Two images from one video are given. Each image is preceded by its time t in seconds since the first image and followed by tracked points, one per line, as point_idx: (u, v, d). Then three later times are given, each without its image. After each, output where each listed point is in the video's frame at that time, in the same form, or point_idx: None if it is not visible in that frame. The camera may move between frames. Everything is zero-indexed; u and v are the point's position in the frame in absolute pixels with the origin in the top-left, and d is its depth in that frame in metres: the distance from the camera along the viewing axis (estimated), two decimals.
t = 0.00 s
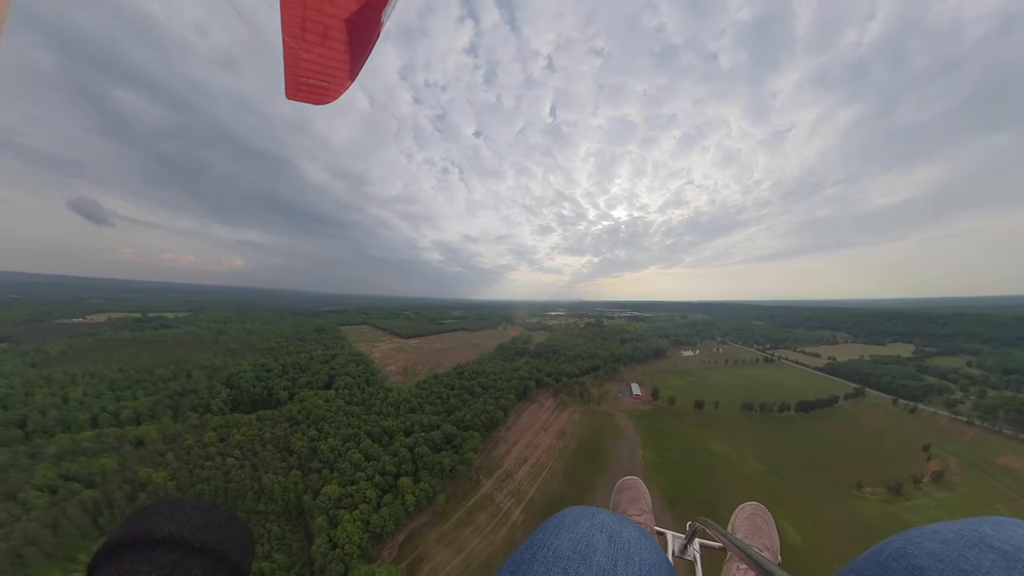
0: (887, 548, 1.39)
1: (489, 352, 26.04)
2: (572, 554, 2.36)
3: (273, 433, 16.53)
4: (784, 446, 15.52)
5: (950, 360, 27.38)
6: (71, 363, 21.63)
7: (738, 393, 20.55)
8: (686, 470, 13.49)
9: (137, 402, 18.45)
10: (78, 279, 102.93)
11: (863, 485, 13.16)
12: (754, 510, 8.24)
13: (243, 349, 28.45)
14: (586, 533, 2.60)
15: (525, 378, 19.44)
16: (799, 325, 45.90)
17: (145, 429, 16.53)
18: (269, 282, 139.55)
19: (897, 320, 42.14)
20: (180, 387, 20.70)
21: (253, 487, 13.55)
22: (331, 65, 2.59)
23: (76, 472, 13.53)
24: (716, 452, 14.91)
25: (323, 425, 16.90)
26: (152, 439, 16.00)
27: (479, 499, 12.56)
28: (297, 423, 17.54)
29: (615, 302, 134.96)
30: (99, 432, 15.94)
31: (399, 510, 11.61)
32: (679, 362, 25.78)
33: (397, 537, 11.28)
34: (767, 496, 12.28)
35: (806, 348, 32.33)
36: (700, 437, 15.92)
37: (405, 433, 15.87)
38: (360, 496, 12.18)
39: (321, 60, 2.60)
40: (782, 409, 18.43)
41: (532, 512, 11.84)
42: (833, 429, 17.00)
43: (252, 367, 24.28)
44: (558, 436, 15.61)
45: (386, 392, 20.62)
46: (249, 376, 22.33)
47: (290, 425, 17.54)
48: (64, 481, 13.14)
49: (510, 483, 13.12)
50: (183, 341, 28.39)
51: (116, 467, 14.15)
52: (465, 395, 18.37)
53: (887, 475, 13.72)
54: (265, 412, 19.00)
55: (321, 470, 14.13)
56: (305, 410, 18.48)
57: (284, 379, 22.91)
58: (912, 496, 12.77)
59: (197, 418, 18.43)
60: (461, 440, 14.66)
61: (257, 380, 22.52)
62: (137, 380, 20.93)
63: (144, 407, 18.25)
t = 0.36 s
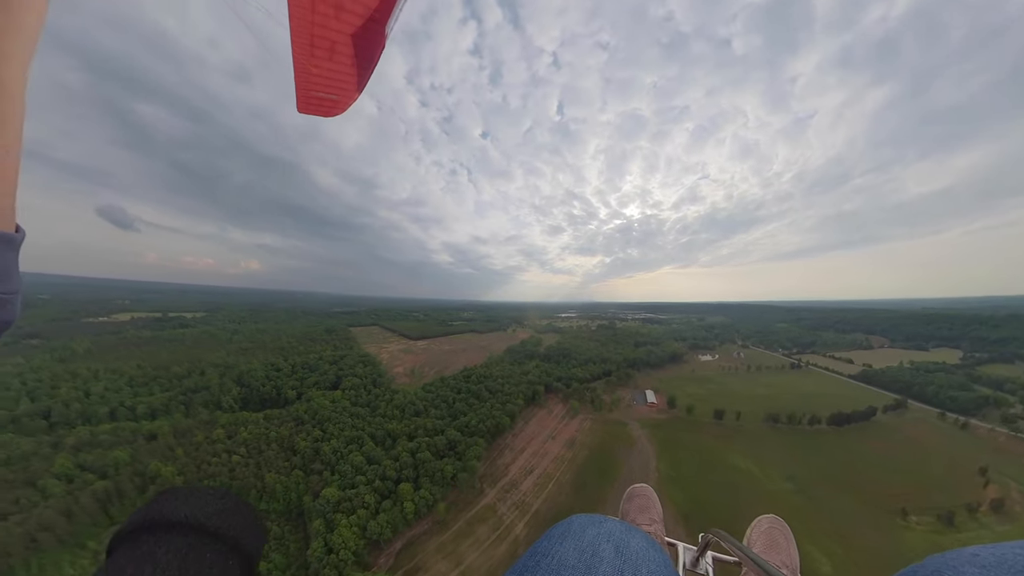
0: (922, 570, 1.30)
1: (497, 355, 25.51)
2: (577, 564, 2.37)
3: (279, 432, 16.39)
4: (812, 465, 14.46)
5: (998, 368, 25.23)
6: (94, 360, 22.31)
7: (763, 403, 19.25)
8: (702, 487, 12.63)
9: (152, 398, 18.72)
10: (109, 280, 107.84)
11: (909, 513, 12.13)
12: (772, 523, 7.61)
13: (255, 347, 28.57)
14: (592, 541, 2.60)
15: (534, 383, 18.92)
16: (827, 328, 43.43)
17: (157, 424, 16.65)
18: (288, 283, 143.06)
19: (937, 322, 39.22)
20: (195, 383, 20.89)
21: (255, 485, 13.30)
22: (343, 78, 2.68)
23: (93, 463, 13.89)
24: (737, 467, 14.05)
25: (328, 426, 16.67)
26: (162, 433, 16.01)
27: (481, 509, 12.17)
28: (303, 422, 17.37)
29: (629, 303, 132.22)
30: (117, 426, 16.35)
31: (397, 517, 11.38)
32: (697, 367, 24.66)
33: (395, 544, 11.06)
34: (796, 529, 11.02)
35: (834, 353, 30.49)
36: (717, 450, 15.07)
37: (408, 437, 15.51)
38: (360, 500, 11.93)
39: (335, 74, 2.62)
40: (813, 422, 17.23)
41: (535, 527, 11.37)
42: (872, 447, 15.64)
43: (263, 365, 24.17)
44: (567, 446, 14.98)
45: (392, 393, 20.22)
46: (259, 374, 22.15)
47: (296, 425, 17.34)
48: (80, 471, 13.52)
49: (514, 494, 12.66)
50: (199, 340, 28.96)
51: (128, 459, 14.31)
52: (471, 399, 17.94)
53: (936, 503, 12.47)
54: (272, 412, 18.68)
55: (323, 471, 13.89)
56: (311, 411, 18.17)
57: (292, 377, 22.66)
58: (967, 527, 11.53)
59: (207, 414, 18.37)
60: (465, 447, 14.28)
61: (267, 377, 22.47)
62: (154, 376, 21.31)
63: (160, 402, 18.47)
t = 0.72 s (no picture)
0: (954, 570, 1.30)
1: (506, 358, 24.99)
2: None
3: (286, 432, 16.30)
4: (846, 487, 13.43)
5: None
6: (116, 357, 22.93)
7: (791, 416, 18.04)
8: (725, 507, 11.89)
9: (167, 393, 18.95)
10: (138, 282, 112.56)
11: (965, 550, 10.69)
12: (794, 525, 7.19)
13: (266, 347, 28.75)
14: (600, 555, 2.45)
15: (543, 389, 18.38)
16: (858, 331, 40.91)
17: (170, 419, 16.80)
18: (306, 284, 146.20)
19: (983, 326, 36.25)
20: (208, 380, 21.05)
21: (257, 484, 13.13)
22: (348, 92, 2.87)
23: (108, 455, 14.13)
24: (760, 484, 13.17)
25: (333, 427, 16.50)
26: (173, 428, 16.07)
27: (482, 521, 11.76)
28: (309, 423, 17.24)
29: (645, 305, 129.37)
30: (133, 419, 16.69)
31: (395, 526, 11.05)
32: (716, 374, 23.48)
33: (392, 553, 10.78)
34: (822, 543, 10.75)
35: (867, 358, 28.57)
36: (739, 466, 14.19)
37: (411, 443, 15.23)
38: (359, 505, 11.65)
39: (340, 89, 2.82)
40: (848, 437, 16.02)
41: (539, 543, 10.82)
42: (914, 467, 14.37)
43: (274, 364, 24.15)
44: (576, 456, 14.39)
45: (398, 396, 19.90)
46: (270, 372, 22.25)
47: (301, 425, 17.23)
48: (96, 462, 13.76)
49: (517, 506, 12.16)
50: (215, 340, 29.47)
51: (140, 452, 14.43)
52: (478, 404, 17.50)
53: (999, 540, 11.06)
54: (281, 411, 18.61)
55: (325, 473, 13.62)
56: (317, 412, 18.06)
57: (302, 377, 22.55)
58: None
59: (218, 410, 18.39)
60: (468, 454, 13.87)
61: (277, 376, 22.45)
62: (170, 373, 21.65)
63: (174, 398, 18.57)
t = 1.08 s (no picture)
0: None
1: (515, 361, 24.45)
2: None
3: (292, 431, 16.34)
4: (900, 520, 12.05)
5: None
6: (136, 354, 23.54)
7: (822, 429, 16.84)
8: (744, 529, 11.16)
9: (182, 390, 19.31)
10: (166, 283, 117.55)
11: None
12: (826, 539, 6.45)
13: (279, 347, 29.03)
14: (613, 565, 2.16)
15: (553, 395, 17.83)
16: (895, 332, 38.21)
17: (183, 415, 17.11)
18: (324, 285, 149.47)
19: None
20: (221, 378, 21.34)
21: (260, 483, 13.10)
22: (358, 97, 2.95)
23: (123, 447, 14.52)
24: (790, 508, 12.35)
25: (337, 428, 16.37)
26: (185, 424, 16.34)
27: (482, 532, 11.49)
28: (315, 424, 17.23)
29: (661, 305, 126.20)
30: (149, 414, 17.06)
31: (393, 534, 11.03)
32: (738, 380, 22.13)
33: (389, 562, 10.74)
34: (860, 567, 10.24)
35: (903, 361, 26.56)
36: (762, 487, 13.28)
37: (414, 447, 14.94)
38: (358, 511, 11.59)
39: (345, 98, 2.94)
40: (888, 456, 14.88)
41: (541, 560, 10.32)
42: (964, 490, 13.03)
43: (285, 364, 24.27)
44: (585, 467, 13.77)
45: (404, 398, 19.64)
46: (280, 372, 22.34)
47: (307, 425, 17.22)
48: (111, 454, 14.18)
49: (521, 520, 11.63)
50: (230, 339, 29.98)
51: (153, 446, 14.72)
52: (485, 409, 17.08)
53: None
54: (289, 411, 18.65)
55: (326, 475, 13.46)
56: (324, 413, 18.02)
57: (311, 376, 22.58)
58: None
59: (228, 407, 18.57)
60: (471, 462, 13.59)
61: (287, 376, 22.53)
62: (186, 370, 22.07)
63: (187, 395, 18.77)
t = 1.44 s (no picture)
0: None
1: (524, 366, 23.85)
2: None
3: (298, 430, 16.37)
4: (931, 547, 11.14)
5: None
6: (152, 352, 24.06)
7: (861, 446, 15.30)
8: (765, 554, 10.48)
9: (195, 388, 19.64)
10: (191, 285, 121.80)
11: None
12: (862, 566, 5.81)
13: (291, 348, 29.29)
14: None
15: (562, 401, 17.34)
16: (936, 333, 35.41)
17: (195, 411, 17.37)
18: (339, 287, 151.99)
19: None
20: (232, 376, 21.60)
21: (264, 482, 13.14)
22: (363, 106, 3.71)
23: (137, 441, 14.86)
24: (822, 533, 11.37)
25: (342, 430, 16.29)
26: (197, 420, 16.60)
27: (483, 544, 11.16)
28: (321, 424, 17.18)
29: (678, 305, 122.70)
30: (163, 410, 17.39)
31: (389, 542, 10.79)
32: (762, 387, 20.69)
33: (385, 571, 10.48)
34: None
35: (945, 368, 24.56)
36: (784, 502, 12.58)
37: (417, 452, 14.65)
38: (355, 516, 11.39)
39: (355, 104, 3.67)
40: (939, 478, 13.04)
41: None
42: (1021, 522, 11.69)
43: (295, 365, 24.39)
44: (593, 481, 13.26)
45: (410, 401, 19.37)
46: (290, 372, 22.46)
47: (313, 425, 17.19)
48: (126, 447, 14.52)
49: (524, 534, 11.29)
50: (244, 340, 30.41)
51: (164, 440, 14.98)
52: (491, 415, 16.65)
53: None
54: (296, 411, 18.70)
55: (328, 477, 13.37)
56: (330, 414, 17.96)
57: (320, 378, 22.63)
58: None
59: (238, 405, 18.74)
60: (474, 472, 13.16)
61: (296, 376, 22.63)
62: (200, 368, 22.45)
63: (201, 393, 19.09)
